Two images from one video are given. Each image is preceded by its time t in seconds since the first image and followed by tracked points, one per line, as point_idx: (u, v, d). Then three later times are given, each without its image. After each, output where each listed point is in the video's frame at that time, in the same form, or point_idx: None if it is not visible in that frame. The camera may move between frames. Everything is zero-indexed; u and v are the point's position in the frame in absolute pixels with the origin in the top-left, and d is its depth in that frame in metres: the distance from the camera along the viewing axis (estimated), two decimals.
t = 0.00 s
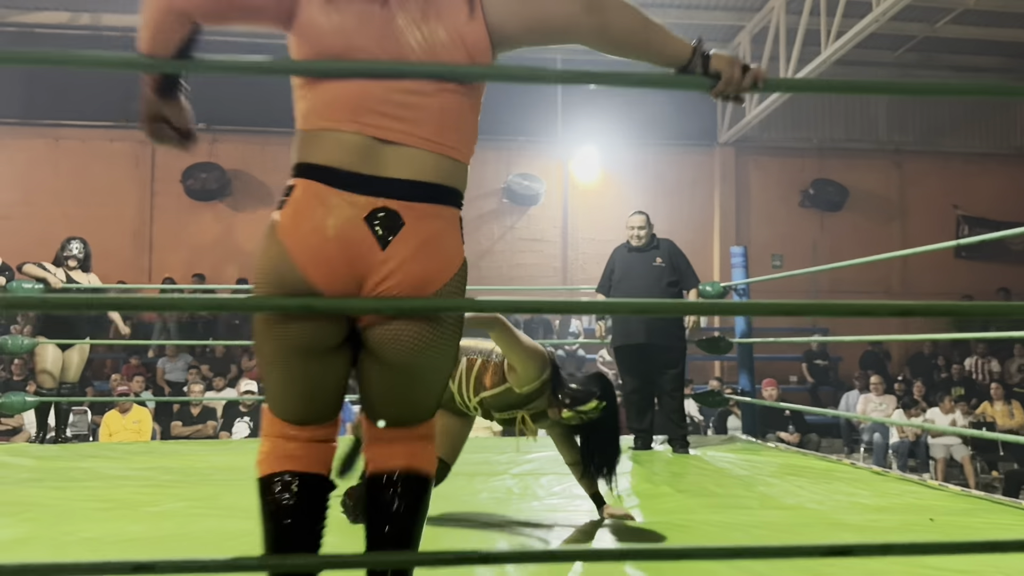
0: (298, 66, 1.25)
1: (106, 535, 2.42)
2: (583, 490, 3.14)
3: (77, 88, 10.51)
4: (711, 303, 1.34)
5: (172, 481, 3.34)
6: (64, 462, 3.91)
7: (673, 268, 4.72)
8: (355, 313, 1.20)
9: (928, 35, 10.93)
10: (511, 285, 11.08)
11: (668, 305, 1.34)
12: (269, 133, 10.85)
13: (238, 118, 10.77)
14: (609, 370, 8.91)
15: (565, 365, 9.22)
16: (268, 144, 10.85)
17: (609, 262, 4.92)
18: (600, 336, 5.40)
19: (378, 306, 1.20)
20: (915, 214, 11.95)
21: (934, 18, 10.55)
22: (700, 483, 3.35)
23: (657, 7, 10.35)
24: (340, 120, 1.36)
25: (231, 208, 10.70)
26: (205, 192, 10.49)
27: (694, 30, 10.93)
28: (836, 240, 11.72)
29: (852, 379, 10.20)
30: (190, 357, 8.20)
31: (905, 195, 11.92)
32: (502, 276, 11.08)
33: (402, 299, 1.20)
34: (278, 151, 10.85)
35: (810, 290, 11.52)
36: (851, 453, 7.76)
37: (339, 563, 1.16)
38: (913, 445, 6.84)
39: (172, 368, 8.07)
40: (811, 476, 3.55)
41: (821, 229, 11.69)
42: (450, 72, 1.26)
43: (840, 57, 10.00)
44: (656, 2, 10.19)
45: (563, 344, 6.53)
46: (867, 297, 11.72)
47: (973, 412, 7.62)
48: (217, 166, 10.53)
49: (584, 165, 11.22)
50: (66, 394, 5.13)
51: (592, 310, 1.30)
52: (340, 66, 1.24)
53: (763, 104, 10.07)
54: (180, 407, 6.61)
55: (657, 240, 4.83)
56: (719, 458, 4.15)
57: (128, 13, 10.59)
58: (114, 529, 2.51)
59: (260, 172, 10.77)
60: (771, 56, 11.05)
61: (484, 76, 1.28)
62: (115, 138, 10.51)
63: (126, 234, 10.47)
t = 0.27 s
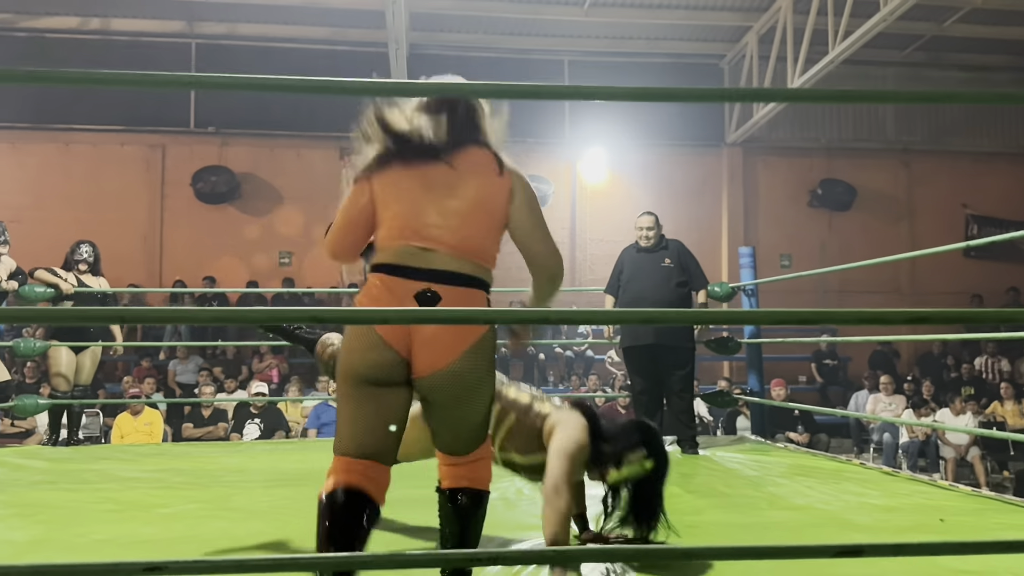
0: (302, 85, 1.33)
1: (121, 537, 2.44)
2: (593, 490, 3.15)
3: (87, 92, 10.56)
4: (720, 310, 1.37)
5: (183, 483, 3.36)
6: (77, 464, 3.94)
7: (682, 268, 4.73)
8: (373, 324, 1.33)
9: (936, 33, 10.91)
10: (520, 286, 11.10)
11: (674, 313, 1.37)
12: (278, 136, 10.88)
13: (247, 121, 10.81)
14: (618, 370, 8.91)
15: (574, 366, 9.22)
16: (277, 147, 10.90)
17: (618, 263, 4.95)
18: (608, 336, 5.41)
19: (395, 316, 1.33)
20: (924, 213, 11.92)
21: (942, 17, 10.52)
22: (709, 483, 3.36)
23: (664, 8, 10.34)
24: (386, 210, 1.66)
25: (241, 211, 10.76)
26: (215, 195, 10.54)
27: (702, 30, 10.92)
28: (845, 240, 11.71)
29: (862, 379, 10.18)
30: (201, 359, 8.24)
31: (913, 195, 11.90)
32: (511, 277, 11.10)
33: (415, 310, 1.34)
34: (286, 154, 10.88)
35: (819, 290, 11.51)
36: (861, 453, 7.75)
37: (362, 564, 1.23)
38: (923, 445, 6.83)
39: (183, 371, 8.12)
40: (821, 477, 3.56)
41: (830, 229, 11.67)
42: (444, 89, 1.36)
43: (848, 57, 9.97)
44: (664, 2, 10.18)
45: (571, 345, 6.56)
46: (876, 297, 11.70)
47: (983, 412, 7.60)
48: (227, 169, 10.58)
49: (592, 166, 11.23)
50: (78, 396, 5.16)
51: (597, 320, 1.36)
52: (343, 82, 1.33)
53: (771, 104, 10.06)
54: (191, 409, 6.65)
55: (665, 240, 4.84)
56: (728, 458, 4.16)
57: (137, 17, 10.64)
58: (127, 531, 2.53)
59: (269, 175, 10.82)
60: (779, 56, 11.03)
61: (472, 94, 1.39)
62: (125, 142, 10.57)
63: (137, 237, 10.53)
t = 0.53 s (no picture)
0: (342, 69, 1.45)
1: (133, 536, 2.46)
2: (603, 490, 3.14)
3: (98, 95, 10.61)
4: (730, 306, 1.37)
5: (195, 483, 3.38)
6: (89, 464, 3.96)
7: (691, 267, 4.71)
8: (383, 319, 1.34)
9: (946, 31, 10.86)
10: (528, 286, 11.10)
11: (685, 309, 1.37)
12: (287, 137, 10.92)
13: (256, 123, 10.86)
14: (627, 370, 8.90)
15: (583, 366, 9.20)
16: (286, 148, 10.93)
17: (627, 262, 4.94)
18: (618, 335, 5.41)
19: (406, 311, 1.34)
20: (934, 212, 11.88)
21: (952, 14, 10.48)
22: (720, 483, 3.35)
23: (672, 7, 10.34)
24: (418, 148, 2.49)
25: (251, 212, 10.80)
26: (224, 196, 10.59)
27: (711, 29, 10.90)
28: (855, 238, 11.67)
29: (872, 377, 10.14)
30: (211, 360, 8.28)
31: (924, 193, 11.85)
32: (519, 277, 11.10)
33: (426, 306, 1.34)
34: (295, 155, 10.92)
35: (830, 289, 11.47)
36: (872, 452, 7.72)
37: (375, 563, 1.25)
38: (934, 445, 6.80)
39: (194, 371, 8.17)
40: (832, 476, 3.55)
41: (840, 228, 11.63)
42: (474, 73, 1.45)
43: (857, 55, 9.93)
44: (671, 1, 10.18)
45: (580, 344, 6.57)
46: (887, 295, 11.65)
47: (995, 411, 7.57)
48: (237, 171, 10.62)
49: (600, 165, 11.23)
50: (91, 397, 5.19)
51: (612, 315, 1.36)
52: (380, 66, 1.46)
53: (780, 102, 10.04)
54: (202, 409, 6.68)
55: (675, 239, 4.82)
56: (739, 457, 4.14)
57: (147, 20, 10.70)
58: (139, 531, 2.54)
59: (278, 176, 10.85)
60: (788, 54, 11.00)
61: (503, 79, 1.49)
62: (135, 144, 10.63)
63: (148, 238, 10.58)
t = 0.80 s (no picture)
0: (350, 79, 1.45)
1: (142, 538, 2.47)
2: (611, 491, 3.13)
3: (106, 97, 10.65)
4: (738, 307, 1.37)
5: (202, 484, 3.39)
6: (97, 465, 3.97)
7: (701, 268, 4.69)
8: (392, 320, 1.34)
9: (953, 29, 10.83)
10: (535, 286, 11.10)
11: (693, 309, 1.38)
12: (294, 138, 10.94)
13: (263, 124, 10.89)
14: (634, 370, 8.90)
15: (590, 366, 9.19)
16: (293, 149, 10.95)
17: (639, 263, 4.95)
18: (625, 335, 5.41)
19: (415, 312, 1.34)
20: (942, 210, 11.85)
21: (959, 12, 10.45)
22: (728, 483, 3.35)
23: (677, 7, 10.33)
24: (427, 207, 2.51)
25: (258, 213, 10.83)
26: (231, 198, 10.61)
27: (717, 28, 10.89)
28: (862, 238, 11.64)
29: (880, 377, 10.11)
30: (218, 361, 8.31)
31: (931, 192, 11.81)
32: (526, 277, 11.11)
33: (434, 306, 1.34)
34: (302, 156, 10.94)
35: (837, 288, 11.44)
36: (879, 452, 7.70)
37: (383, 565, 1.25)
38: (942, 444, 6.78)
39: (202, 372, 8.20)
40: (840, 476, 3.55)
41: (847, 227, 11.60)
42: (481, 82, 1.45)
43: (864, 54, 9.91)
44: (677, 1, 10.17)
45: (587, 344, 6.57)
46: (895, 294, 11.62)
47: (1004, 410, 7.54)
48: (244, 172, 10.65)
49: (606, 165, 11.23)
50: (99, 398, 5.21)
51: (620, 316, 1.37)
52: (387, 76, 1.45)
53: (786, 102, 10.02)
54: (210, 410, 6.70)
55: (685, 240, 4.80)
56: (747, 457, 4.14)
57: (153, 22, 10.74)
58: (147, 532, 2.55)
59: (285, 177, 10.87)
60: (795, 53, 10.99)
61: (511, 87, 1.49)
62: (143, 146, 10.67)
63: (155, 239, 10.61)
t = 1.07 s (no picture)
0: (357, 76, 1.46)
1: (149, 538, 2.48)
2: (617, 490, 3.13)
3: (112, 98, 10.68)
4: (746, 304, 1.38)
5: (209, 484, 3.40)
6: (105, 465, 3.99)
7: (718, 268, 4.65)
8: (399, 317, 1.34)
9: (959, 28, 10.79)
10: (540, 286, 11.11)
11: (700, 307, 1.38)
12: (300, 139, 10.95)
13: (269, 125, 10.91)
14: (640, 370, 8.90)
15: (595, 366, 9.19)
16: (299, 150, 10.96)
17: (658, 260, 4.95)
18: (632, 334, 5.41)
19: (422, 309, 1.33)
20: (948, 209, 11.82)
21: (965, 10, 10.42)
22: (734, 483, 3.34)
23: (682, 6, 10.32)
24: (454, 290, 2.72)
25: (264, 214, 10.85)
26: (238, 199, 10.64)
27: (722, 28, 10.89)
28: (867, 237, 11.62)
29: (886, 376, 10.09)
30: (224, 361, 8.35)
31: (938, 191, 11.78)
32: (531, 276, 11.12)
33: (441, 303, 1.34)
34: (308, 157, 10.95)
35: (843, 287, 11.43)
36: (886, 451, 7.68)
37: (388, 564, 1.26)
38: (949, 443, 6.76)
39: (208, 372, 8.23)
40: (847, 476, 3.54)
41: (853, 226, 11.58)
42: (488, 79, 1.46)
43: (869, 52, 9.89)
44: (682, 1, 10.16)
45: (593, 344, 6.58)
46: (901, 293, 11.59)
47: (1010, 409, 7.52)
48: (250, 173, 10.68)
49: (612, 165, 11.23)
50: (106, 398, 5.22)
51: (626, 314, 1.37)
52: (394, 73, 1.46)
53: (792, 101, 10.01)
54: (216, 410, 6.72)
55: (704, 237, 4.76)
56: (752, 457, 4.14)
57: (159, 23, 10.76)
58: (155, 532, 2.56)
59: (291, 177, 10.89)
60: (800, 52, 10.96)
61: (517, 85, 1.50)
62: (149, 146, 10.70)
63: (162, 240, 10.64)
